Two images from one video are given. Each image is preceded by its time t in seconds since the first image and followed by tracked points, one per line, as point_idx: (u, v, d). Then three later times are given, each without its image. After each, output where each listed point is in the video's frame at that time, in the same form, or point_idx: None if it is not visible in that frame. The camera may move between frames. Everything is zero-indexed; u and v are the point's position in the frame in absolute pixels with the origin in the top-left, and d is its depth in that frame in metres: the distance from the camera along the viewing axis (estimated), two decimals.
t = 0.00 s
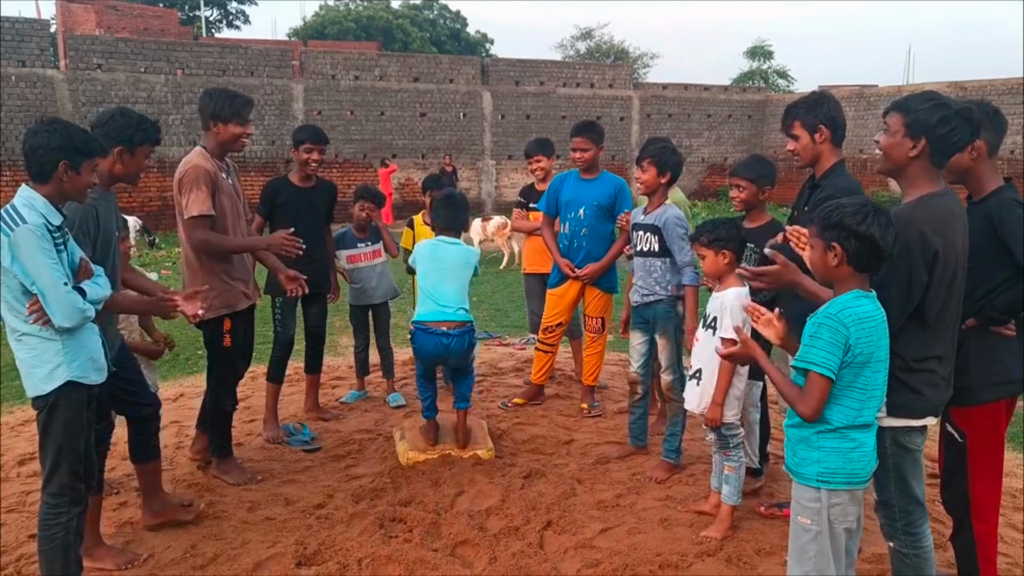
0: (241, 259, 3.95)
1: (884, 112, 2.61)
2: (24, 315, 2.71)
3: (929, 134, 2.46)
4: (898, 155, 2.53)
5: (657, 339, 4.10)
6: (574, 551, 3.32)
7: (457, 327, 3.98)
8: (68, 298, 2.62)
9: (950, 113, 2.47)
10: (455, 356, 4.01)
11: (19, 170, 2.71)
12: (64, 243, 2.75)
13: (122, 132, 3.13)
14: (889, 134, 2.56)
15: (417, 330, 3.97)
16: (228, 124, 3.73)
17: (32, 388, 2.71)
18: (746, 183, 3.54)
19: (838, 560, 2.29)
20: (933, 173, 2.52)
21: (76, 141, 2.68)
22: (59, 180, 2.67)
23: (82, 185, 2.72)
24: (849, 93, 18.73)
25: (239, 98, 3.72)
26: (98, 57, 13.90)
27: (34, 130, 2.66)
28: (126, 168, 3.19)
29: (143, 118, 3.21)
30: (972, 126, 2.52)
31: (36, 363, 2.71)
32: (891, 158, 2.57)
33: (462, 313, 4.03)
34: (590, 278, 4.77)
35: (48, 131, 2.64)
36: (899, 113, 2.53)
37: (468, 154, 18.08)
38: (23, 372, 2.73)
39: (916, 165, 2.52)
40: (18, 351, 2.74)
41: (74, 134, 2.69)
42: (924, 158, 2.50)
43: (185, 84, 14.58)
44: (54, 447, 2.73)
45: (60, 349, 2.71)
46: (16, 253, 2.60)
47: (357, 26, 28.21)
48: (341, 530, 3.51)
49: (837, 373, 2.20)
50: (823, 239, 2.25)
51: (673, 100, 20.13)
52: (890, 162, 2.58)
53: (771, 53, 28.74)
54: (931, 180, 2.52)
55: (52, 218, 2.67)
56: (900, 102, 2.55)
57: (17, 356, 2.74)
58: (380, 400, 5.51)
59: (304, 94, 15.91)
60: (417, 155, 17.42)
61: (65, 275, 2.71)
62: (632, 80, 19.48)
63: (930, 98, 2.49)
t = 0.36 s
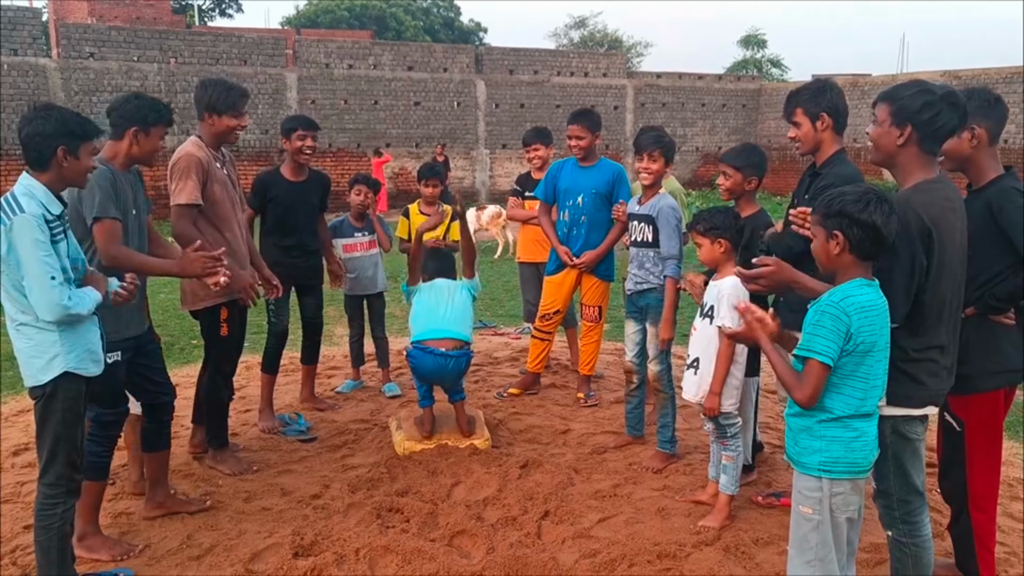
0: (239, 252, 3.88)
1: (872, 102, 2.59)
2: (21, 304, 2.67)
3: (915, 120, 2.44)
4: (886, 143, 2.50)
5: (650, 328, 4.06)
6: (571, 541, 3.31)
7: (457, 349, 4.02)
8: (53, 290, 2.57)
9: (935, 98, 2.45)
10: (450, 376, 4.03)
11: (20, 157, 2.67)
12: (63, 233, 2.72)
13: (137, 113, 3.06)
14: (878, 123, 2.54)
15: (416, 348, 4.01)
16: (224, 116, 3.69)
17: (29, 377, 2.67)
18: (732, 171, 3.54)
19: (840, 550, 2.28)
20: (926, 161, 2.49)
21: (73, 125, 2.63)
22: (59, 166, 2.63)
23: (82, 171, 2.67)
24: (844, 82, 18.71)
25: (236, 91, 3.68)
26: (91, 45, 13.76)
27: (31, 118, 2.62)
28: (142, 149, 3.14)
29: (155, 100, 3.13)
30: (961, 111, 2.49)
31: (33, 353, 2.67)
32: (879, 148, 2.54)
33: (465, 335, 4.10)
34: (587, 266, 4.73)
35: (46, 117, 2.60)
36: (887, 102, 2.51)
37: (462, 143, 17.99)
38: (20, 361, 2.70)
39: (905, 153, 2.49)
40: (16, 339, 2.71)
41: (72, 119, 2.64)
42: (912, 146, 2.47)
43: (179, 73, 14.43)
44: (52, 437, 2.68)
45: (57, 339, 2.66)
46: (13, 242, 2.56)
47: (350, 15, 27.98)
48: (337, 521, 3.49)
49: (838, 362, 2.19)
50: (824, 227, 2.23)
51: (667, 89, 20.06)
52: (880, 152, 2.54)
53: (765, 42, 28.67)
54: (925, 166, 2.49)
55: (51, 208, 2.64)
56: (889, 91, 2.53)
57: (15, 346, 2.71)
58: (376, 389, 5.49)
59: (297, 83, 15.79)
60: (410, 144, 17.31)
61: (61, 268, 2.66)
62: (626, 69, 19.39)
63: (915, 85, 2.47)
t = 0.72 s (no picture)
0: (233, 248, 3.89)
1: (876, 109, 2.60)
2: (31, 300, 2.65)
3: (925, 124, 2.44)
4: (897, 150, 2.51)
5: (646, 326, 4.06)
6: (569, 539, 3.32)
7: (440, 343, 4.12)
8: (70, 284, 2.58)
9: (944, 102, 2.45)
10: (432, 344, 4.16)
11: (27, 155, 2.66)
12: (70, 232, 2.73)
13: (151, 105, 3.04)
14: (885, 129, 2.54)
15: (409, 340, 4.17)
16: (219, 118, 3.67)
17: (35, 376, 2.64)
18: (728, 170, 3.54)
19: (839, 547, 2.28)
20: (936, 165, 2.49)
21: (81, 126, 2.63)
22: (66, 166, 2.63)
23: (87, 170, 2.67)
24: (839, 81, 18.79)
25: (231, 93, 3.67)
26: (86, 44, 13.72)
27: (40, 117, 2.62)
28: (157, 142, 3.12)
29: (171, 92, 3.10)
30: (970, 114, 2.49)
31: (41, 352, 2.64)
32: (890, 155, 2.54)
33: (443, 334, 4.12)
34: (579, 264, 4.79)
35: (56, 116, 2.60)
36: (893, 108, 2.51)
37: (458, 142, 17.97)
38: (24, 361, 2.65)
39: (917, 159, 2.50)
40: (19, 339, 2.66)
41: (79, 118, 2.63)
42: (923, 151, 2.48)
43: (174, 72, 14.38)
44: (59, 434, 2.66)
45: (65, 336, 2.67)
46: (29, 236, 2.57)
47: (344, 14, 27.94)
48: (336, 519, 3.49)
49: (836, 361, 2.19)
50: (824, 228, 2.24)
51: (663, 88, 20.08)
52: (891, 158, 2.55)
53: (760, 41, 28.72)
54: (936, 174, 2.50)
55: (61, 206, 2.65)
56: (893, 97, 2.54)
57: (17, 344, 2.67)
58: (373, 388, 5.48)
59: (292, 82, 15.76)
60: (406, 143, 17.29)
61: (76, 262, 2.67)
62: (622, 68, 19.40)
63: (922, 89, 2.47)
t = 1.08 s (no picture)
0: (230, 249, 3.91)
1: (845, 119, 2.66)
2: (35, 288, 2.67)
3: (894, 129, 2.51)
4: (870, 156, 2.57)
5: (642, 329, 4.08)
6: (564, 540, 3.35)
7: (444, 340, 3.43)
8: (88, 268, 2.62)
9: (909, 106, 2.52)
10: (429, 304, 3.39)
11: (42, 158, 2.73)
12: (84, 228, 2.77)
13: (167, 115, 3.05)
14: (857, 138, 2.61)
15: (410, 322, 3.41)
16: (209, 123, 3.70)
17: (34, 366, 2.67)
18: (714, 174, 3.55)
19: (828, 547, 2.32)
20: (909, 167, 2.56)
21: (84, 136, 2.64)
22: (68, 172, 2.66)
23: (90, 179, 2.69)
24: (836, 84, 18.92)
25: (220, 98, 3.70)
26: (84, 47, 13.75)
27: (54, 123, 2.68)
28: (166, 152, 3.12)
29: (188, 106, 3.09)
30: (934, 113, 2.57)
31: (40, 341, 2.67)
32: (864, 162, 2.60)
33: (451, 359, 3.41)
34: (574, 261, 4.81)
35: (62, 124, 2.64)
36: (861, 117, 2.58)
37: (455, 145, 18.02)
38: (26, 349, 2.69)
39: (891, 162, 2.56)
40: (22, 326, 2.70)
41: (85, 129, 2.65)
42: (896, 154, 2.54)
43: (171, 75, 14.41)
44: (70, 429, 2.70)
45: (62, 327, 2.68)
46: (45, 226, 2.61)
47: (341, 17, 27.98)
48: (333, 521, 3.52)
49: (828, 365, 2.23)
50: (811, 235, 2.28)
51: (659, 91, 20.16)
52: (865, 165, 2.61)
53: (757, 44, 28.85)
54: (910, 174, 2.56)
55: (77, 202, 2.69)
56: (861, 105, 2.60)
57: (21, 336, 2.71)
58: (370, 391, 5.51)
59: (290, 85, 15.80)
60: (403, 146, 17.33)
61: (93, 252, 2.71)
62: (619, 71, 19.47)
63: (887, 96, 2.55)
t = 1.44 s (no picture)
0: (230, 260, 4.01)
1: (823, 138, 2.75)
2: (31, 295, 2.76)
3: (868, 147, 2.59)
4: (847, 174, 2.66)
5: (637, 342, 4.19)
6: (557, 547, 3.41)
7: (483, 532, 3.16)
8: (59, 284, 2.65)
9: (880, 124, 2.60)
10: None
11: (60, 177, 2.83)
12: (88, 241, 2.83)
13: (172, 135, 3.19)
14: (834, 157, 2.70)
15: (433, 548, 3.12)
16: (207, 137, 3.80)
17: (33, 369, 2.78)
18: (685, 192, 3.59)
19: (809, 551, 2.38)
20: (885, 181, 2.64)
21: (104, 161, 2.75)
22: (82, 191, 2.75)
23: (105, 201, 2.77)
24: (835, 97, 19.11)
25: (220, 112, 3.82)
26: (86, 61, 13.90)
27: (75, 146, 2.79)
28: (171, 169, 3.23)
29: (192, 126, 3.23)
30: (908, 130, 2.62)
31: (37, 345, 2.77)
32: (841, 179, 2.70)
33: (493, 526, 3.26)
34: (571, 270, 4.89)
35: (85, 147, 2.75)
36: (836, 137, 2.67)
37: (455, 157, 18.16)
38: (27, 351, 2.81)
39: (867, 179, 2.65)
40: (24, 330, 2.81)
41: (107, 152, 2.76)
42: (872, 171, 2.63)
43: (173, 88, 14.55)
44: (64, 432, 2.76)
45: (53, 333, 2.75)
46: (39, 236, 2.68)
47: (343, 29, 28.16)
48: (330, 529, 3.58)
49: (807, 372, 2.30)
50: (788, 246, 2.36)
51: (659, 104, 20.31)
52: (843, 182, 2.70)
53: (757, 57, 29.08)
54: (887, 188, 2.64)
55: (80, 217, 2.75)
56: (836, 124, 2.69)
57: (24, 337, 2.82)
58: (368, 402, 5.57)
59: (291, 99, 15.95)
60: (404, 159, 17.46)
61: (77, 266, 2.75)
62: (619, 84, 19.62)
63: (861, 114, 2.64)
